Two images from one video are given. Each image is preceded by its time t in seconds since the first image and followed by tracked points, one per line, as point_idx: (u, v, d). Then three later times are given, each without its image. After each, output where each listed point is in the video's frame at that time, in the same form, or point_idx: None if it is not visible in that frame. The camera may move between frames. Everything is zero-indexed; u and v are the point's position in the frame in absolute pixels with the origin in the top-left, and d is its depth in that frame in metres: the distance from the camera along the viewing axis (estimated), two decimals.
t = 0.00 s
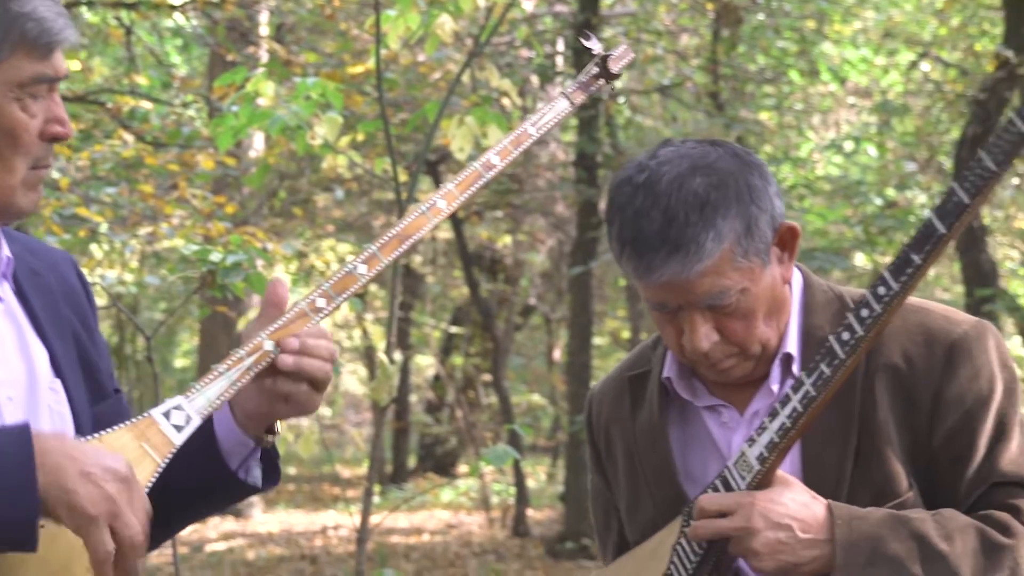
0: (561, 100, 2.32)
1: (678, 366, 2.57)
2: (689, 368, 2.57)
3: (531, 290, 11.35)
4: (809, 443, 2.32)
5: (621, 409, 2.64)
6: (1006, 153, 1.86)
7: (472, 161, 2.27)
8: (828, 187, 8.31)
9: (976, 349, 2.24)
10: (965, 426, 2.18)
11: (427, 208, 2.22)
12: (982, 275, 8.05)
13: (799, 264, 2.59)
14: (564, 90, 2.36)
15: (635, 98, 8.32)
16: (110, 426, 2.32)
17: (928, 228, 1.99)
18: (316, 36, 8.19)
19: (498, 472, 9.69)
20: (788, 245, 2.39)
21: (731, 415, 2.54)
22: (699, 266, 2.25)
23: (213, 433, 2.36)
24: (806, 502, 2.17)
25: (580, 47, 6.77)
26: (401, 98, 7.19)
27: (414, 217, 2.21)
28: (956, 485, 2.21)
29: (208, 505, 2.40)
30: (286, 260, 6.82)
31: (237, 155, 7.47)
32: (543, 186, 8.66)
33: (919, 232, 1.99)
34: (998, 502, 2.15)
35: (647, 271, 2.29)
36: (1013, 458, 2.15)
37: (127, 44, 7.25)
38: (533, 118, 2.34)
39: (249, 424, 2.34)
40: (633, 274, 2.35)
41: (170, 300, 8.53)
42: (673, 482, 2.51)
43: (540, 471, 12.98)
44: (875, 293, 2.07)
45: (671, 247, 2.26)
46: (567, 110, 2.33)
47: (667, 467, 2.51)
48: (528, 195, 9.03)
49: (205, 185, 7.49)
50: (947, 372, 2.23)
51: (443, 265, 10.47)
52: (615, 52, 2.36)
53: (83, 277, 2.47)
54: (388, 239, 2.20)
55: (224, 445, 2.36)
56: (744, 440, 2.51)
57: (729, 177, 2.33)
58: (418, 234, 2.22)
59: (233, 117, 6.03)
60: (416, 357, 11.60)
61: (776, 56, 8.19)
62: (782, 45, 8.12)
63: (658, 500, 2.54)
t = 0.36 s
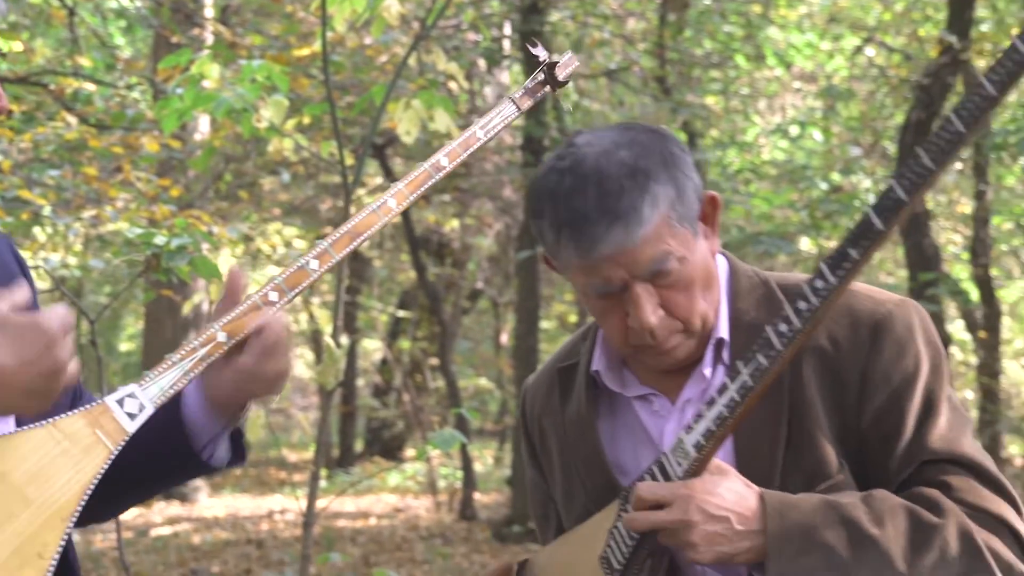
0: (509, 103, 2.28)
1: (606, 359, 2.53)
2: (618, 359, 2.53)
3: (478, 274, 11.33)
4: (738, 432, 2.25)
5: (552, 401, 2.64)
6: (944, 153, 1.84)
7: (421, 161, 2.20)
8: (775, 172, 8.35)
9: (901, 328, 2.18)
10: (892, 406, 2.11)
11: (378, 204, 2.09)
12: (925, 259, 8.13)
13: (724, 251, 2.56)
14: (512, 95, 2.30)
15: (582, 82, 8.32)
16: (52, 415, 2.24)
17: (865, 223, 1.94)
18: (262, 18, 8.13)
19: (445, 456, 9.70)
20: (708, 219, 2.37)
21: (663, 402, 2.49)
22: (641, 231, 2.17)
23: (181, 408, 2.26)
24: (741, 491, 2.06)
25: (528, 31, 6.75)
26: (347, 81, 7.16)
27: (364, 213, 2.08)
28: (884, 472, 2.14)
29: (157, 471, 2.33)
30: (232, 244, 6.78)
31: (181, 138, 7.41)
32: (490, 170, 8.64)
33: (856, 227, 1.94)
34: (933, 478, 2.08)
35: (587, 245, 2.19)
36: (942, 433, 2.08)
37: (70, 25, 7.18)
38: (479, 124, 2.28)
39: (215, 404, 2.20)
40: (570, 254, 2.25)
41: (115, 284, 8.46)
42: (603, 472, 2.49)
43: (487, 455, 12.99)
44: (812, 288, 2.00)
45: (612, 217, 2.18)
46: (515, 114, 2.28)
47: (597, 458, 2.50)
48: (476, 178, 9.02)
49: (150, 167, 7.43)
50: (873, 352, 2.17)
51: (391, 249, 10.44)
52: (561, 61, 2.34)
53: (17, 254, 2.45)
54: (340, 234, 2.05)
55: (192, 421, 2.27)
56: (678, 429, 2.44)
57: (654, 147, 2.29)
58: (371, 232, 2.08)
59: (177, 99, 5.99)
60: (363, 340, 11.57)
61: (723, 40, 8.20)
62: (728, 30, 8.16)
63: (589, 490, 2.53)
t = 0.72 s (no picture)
0: (445, 83, 2.23)
1: (544, 341, 2.56)
2: (558, 341, 2.56)
3: (429, 257, 11.34)
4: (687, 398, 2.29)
5: (494, 387, 2.65)
6: (849, 122, 1.76)
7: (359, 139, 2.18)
8: (724, 157, 8.41)
9: (840, 280, 2.23)
10: (843, 353, 2.18)
11: (318, 184, 2.13)
12: (872, 244, 8.21)
13: (657, 226, 2.56)
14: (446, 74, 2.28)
15: (532, 66, 8.31)
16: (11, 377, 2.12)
17: (779, 194, 1.87)
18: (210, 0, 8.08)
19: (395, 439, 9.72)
20: (635, 186, 2.41)
21: (603, 380, 2.48)
22: (564, 183, 2.27)
23: (300, 247, 2.41)
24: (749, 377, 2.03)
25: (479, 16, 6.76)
26: (296, 64, 7.14)
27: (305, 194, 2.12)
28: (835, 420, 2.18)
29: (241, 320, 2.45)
30: (180, 227, 6.74)
31: (128, 120, 7.36)
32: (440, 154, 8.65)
33: (771, 199, 1.87)
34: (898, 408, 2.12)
35: (515, 202, 2.29)
36: (902, 375, 2.13)
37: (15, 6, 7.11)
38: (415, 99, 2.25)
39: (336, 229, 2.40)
40: (500, 217, 2.34)
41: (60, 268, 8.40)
42: (548, 454, 2.50)
43: (437, 438, 13.02)
44: (735, 262, 1.97)
45: (534, 171, 2.29)
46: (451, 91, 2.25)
47: (541, 442, 2.50)
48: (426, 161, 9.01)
49: (96, 149, 7.38)
50: (816, 306, 2.23)
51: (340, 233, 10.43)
52: (496, 40, 2.32)
53: None
54: (280, 214, 2.13)
55: (312, 259, 2.43)
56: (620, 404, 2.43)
57: (572, 111, 2.40)
58: (310, 210, 2.13)
59: (124, 82, 5.95)
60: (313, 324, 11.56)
61: (671, 24, 8.22)
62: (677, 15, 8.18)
63: (535, 473, 2.54)
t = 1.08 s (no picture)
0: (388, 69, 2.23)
1: (510, 322, 2.52)
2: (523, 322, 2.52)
3: (381, 242, 11.33)
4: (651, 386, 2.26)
5: (455, 365, 2.61)
6: (833, 121, 1.75)
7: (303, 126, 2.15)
8: (674, 141, 8.54)
9: (806, 274, 2.20)
10: (804, 349, 2.15)
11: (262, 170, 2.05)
12: (822, 228, 8.25)
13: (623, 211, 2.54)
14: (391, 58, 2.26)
15: (484, 50, 8.31)
16: None
17: (759, 189, 1.86)
18: None
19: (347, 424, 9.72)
20: (606, 170, 2.40)
21: (568, 364, 2.46)
22: (535, 169, 2.22)
23: (268, 205, 2.23)
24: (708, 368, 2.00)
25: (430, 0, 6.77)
26: (247, 48, 7.13)
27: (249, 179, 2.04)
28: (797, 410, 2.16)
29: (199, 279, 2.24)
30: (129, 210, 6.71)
31: (76, 103, 7.31)
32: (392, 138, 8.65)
33: (749, 194, 1.86)
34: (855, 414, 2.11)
35: (483, 187, 2.24)
36: (860, 376, 2.12)
37: None
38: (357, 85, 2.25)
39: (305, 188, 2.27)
40: (469, 200, 2.30)
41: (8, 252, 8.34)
42: (510, 435, 2.46)
43: (390, 423, 13.01)
44: (708, 255, 1.94)
45: (506, 156, 2.23)
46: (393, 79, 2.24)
47: (504, 422, 2.47)
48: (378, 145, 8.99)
49: (44, 133, 7.33)
50: (780, 299, 2.20)
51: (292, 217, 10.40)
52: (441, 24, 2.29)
53: None
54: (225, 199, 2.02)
55: (275, 214, 2.24)
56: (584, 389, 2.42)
57: (545, 92, 2.34)
58: (253, 196, 2.04)
59: (73, 64, 5.91)
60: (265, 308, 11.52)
61: (623, 10, 8.23)
62: None
63: (497, 453, 2.50)
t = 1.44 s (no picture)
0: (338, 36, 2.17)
1: (470, 305, 2.43)
2: (484, 305, 2.44)
3: (339, 227, 11.29)
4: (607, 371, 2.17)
5: (414, 345, 2.51)
6: (790, 106, 1.71)
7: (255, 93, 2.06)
8: (633, 127, 8.58)
9: (767, 259, 2.11)
10: (766, 331, 2.05)
11: (210, 139, 1.98)
12: (779, 214, 8.28)
13: (586, 194, 2.46)
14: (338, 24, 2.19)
15: (441, 34, 8.29)
16: None
17: (715, 174, 1.82)
18: None
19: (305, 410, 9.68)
20: (572, 154, 2.27)
21: (527, 347, 2.38)
22: (504, 153, 2.12)
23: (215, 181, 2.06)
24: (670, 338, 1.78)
25: None
26: (203, 32, 7.07)
27: (199, 148, 1.97)
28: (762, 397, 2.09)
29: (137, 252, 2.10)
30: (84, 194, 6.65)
31: (30, 87, 7.24)
32: (349, 123, 8.62)
33: (706, 179, 1.82)
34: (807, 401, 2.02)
35: (451, 169, 2.14)
36: (823, 347, 2.02)
37: None
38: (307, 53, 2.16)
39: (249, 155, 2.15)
40: (436, 179, 2.19)
41: None
42: (466, 421, 2.39)
43: (348, 409, 12.99)
44: (667, 239, 1.90)
45: (475, 138, 2.13)
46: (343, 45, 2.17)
47: (460, 407, 2.39)
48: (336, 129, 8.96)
49: None
50: (740, 283, 2.11)
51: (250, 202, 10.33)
52: None
53: None
54: (174, 171, 1.96)
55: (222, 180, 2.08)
56: (544, 373, 2.33)
57: (517, 74, 2.23)
58: (203, 168, 1.97)
59: (27, 48, 5.84)
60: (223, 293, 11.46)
61: None
62: None
63: (454, 439, 2.42)
